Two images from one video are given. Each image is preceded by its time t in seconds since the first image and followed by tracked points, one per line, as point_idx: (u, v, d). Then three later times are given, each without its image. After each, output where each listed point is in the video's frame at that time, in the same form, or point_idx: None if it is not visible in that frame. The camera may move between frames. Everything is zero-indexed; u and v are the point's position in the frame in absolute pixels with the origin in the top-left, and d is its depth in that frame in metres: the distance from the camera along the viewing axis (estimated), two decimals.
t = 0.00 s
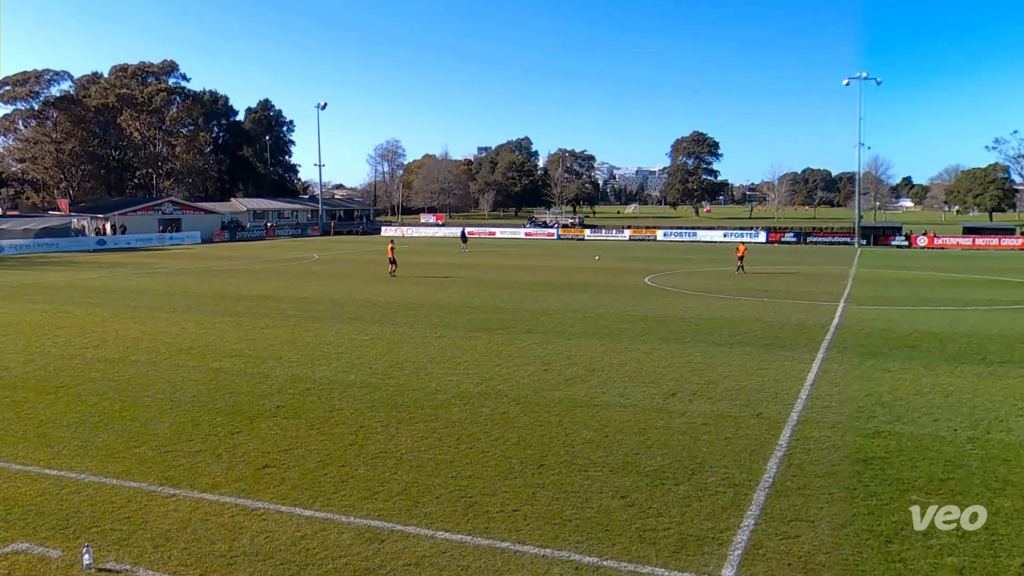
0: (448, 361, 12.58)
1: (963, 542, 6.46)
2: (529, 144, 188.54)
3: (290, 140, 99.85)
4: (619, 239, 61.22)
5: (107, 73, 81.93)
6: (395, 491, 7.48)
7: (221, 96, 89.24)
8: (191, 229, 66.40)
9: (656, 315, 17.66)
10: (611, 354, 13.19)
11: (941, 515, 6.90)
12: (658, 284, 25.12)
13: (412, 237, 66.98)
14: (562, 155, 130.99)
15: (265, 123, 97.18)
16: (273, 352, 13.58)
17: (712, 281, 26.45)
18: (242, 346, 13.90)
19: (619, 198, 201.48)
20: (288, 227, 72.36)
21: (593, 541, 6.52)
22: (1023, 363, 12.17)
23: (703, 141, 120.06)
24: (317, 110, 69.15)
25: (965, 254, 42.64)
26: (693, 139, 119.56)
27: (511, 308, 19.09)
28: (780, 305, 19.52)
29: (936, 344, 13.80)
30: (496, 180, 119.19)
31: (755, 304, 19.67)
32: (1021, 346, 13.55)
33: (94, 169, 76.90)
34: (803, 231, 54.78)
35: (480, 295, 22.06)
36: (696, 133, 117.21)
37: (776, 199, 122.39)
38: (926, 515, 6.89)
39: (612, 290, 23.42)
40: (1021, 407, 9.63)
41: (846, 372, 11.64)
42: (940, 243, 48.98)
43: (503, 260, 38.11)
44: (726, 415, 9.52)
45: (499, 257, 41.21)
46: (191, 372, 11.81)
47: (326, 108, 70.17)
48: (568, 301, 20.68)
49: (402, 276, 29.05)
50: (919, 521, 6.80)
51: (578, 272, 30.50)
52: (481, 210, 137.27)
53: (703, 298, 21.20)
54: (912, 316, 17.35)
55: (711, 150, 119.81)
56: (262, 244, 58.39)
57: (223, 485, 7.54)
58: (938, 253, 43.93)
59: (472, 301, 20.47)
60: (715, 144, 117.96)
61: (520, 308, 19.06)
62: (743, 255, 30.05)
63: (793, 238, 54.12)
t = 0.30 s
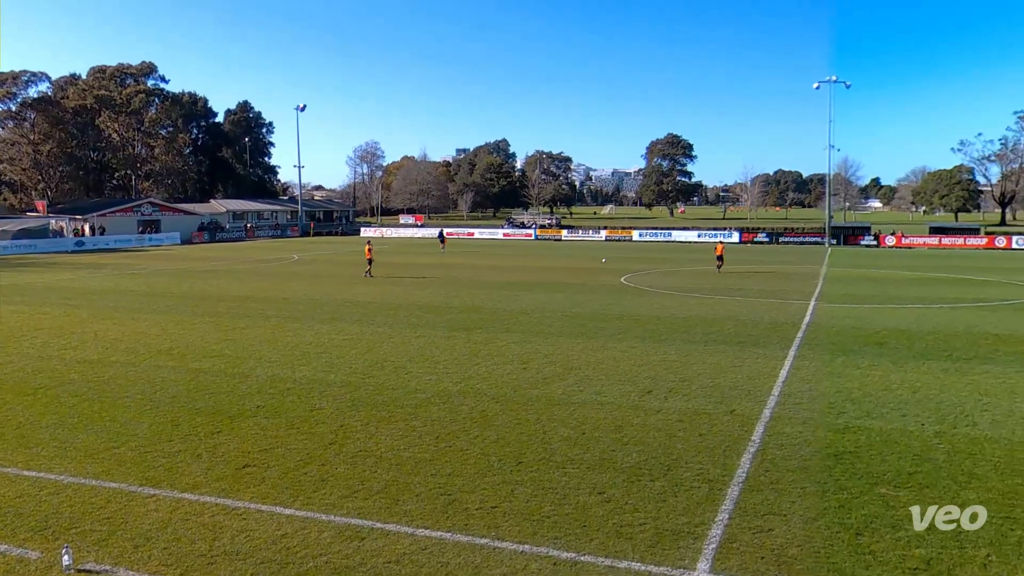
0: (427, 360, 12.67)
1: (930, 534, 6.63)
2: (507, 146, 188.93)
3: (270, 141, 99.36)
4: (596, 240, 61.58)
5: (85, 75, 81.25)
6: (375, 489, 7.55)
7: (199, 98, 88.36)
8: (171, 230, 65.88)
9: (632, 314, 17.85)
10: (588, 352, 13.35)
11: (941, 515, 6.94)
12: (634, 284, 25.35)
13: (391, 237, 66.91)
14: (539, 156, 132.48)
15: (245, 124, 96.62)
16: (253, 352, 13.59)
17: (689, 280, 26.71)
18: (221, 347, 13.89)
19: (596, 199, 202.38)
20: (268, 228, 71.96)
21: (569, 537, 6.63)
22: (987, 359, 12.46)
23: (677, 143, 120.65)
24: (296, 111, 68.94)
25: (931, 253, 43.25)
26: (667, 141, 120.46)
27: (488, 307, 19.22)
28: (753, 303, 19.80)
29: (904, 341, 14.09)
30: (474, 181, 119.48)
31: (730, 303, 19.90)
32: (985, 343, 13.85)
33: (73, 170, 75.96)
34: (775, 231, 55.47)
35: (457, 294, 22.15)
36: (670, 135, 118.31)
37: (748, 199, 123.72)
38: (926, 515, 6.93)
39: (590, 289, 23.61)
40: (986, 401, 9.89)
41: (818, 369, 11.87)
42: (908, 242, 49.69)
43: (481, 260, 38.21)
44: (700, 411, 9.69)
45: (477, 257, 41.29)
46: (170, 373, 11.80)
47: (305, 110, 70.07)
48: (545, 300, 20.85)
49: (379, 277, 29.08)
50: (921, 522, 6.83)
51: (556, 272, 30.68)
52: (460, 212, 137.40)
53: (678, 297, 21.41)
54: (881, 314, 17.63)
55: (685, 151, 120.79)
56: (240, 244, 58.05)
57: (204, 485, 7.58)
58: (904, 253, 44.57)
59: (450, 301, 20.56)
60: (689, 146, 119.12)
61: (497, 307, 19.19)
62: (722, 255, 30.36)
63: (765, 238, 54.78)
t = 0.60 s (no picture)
0: (412, 358, 12.78)
1: (903, 526, 6.80)
2: (490, 147, 189.04)
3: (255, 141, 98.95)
4: (577, 239, 61.86)
5: (70, 75, 80.84)
6: (360, 485, 7.65)
7: (185, 99, 88.64)
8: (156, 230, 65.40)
9: (613, 312, 18.03)
10: (570, 349, 13.52)
11: (941, 515, 6.98)
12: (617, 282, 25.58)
13: (375, 237, 66.87)
14: (522, 157, 133.44)
15: (230, 125, 96.20)
16: (240, 350, 13.63)
17: (671, 279, 26.99)
18: (207, 345, 13.91)
19: (578, 199, 202.97)
20: (253, 228, 71.60)
21: (551, 531, 6.75)
22: (958, 355, 12.75)
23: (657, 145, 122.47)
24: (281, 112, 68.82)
25: (903, 252, 43.83)
26: (648, 141, 122.04)
27: (472, 305, 19.34)
28: (732, 301, 20.07)
29: (878, 338, 14.36)
30: (458, 181, 119.69)
31: (710, 301, 20.14)
32: (956, 339, 14.16)
33: (58, 170, 75.33)
34: (753, 231, 56.03)
35: (440, 293, 22.26)
36: (650, 136, 119.19)
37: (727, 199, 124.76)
38: (927, 514, 6.96)
39: (572, 288, 23.80)
40: (956, 396, 10.15)
41: (794, 365, 12.10)
42: (882, 242, 50.32)
43: (465, 259, 38.28)
44: (680, 407, 9.87)
45: (461, 256, 41.39)
46: (156, 372, 11.82)
47: (290, 110, 69.92)
48: (528, 298, 21.02)
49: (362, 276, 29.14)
50: (920, 520, 6.87)
51: (539, 271, 30.86)
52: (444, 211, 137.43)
53: (659, 295, 21.63)
54: (855, 311, 17.94)
55: (665, 152, 122.05)
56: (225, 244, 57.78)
57: (190, 482, 7.64)
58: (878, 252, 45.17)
59: (434, 299, 20.67)
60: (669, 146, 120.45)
61: (480, 305, 19.32)
62: (706, 253, 30.89)
63: (743, 238, 55.38)
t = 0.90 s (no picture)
0: (396, 355, 12.91)
1: (876, 517, 7.00)
2: (474, 147, 189.36)
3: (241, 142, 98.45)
4: (559, 238, 62.17)
5: (55, 75, 79.97)
6: (345, 481, 7.76)
7: (171, 100, 88.04)
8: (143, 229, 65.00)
9: (594, 309, 18.25)
10: (552, 346, 13.71)
11: (942, 515, 6.99)
12: (599, 280, 25.86)
13: (359, 236, 66.80)
14: (505, 157, 134.37)
15: (215, 125, 95.70)
16: (225, 348, 13.69)
17: (651, 277, 27.29)
18: (194, 343, 13.95)
19: (560, 199, 203.23)
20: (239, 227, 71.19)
21: (534, 524, 6.89)
22: (928, 350, 13.07)
23: (637, 145, 122.90)
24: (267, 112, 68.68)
25: (875, 251, 44.43)
26: (628, 142, 122.33)
27: (455, 303, 19.49)
28: (711, 299, 20.38)
29: (852, 334, 14.67)
30: (442, 181, 119.86)
31: (689, 299, 20.38)
32: (928, 335, 14.47)
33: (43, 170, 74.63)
34: (730, 230, 56.64)
35: (424, 291, 22.40)
36: (631, 137, 119.96)
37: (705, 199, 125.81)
38: (926, 516, 6.98)
39: (554, 286, 24.00)
40: (927, 390, 10.44)
41: (770, 361, 12.36)
42: (855, 241, 50.97)
43: (448, 258, 38.37)
44: (660, 402, 10.09)
45: (445, 254, 41.46)
46: (142, 370, 11.84)
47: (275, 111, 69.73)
48: (511, 296, 21.20)
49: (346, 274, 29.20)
50: (920, 522, 6.88)
51: (522, 270, 31.05)
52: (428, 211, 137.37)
53: (638, 293, 21.85)
54: (830, 309, 18.26)
55: (645, 153, 122.70)
56: (209, 244, 57.41)
57: (176, 479, 7.72)
58: (852, 249, 45.85)
59: (417, 297, 20.79)
60: (649, 147, 120.92)
61: (463, 303, 19.48)
62: (688, 251, 31.41)
63: (720, 236, 56.03)
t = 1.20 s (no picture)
0: (384, 353, 13.07)
1: (852, 508, 7.22)
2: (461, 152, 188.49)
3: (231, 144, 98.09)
4: (544, 238, 62.46)
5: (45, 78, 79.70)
6: (334, 477, 7.91)
7: (161, 102, 87.63)
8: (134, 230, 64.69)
9: (578, 308, 18.49)
10: (537, 344, 13.91)
11: (941, 514, 7.04)
12: (583, 279, 26.12)
13: (346, 237, 66.72)
14: (491, 158, 134.78)
15: (205, 128, 95.20)
16: (215, 347, 13.78)
17: (636, 276, 27.58)
18: (184, 342, 14.03)
19: (545, 200, 203.41)
20: (229, 228, 70.73)
21: (520, 518, 7.05)
22: (902, 347, 13.39)
23: (619, 147, 123.91)
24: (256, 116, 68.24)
25: (850, 250, 45.10)
26: (610, 145, 123.68)
27: (442, 302, 19.66)
28: (694, 297, 20.68)
29: (829, 331, 14.98)
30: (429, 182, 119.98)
31: (671, 297, 20.63)
32: (901, 331, 14.82)
33: (34, 171, 74.17)
34: (711, 230, 57.22)
35: (411, 290, 22.55)
36: (613, 139, 120.74)
37: (686, 200, 126.77)
38: (926, 516, 7.01)
39: (539, 285, 24.20)
40: (902, 385, 10.74)
41: (749, 357, 12.63)
42: (831, 240, 51.67)
43: (436, 258, 38.49)
44: (643, 399, 10.31)
45: (432, 254, 41.52)
46: (133, 369, 11.92)
47: (265, 115, 69.48)
48: (496, 295, 21.39)
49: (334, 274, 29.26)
50: (920, 522, 6.91)
51: (510, 269, 31.26)
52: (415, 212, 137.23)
53: (621, 292, 22.09)
54: (807, 306, 18.59)
55: (627, 156, 123.88)
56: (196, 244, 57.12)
57: (167, 476, 7.83)
58: (829, 249, 46.51)
59: (404, 296, 20.94)
60: (631, 150, 122.23)
61: (450, 302, 19.63)
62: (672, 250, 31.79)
63: (701, 236, 56.61)
